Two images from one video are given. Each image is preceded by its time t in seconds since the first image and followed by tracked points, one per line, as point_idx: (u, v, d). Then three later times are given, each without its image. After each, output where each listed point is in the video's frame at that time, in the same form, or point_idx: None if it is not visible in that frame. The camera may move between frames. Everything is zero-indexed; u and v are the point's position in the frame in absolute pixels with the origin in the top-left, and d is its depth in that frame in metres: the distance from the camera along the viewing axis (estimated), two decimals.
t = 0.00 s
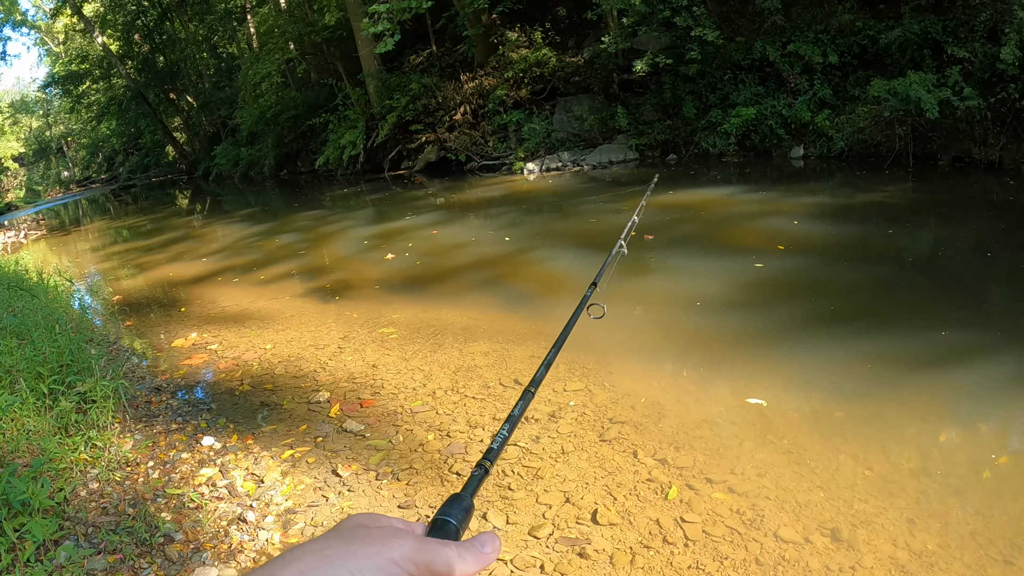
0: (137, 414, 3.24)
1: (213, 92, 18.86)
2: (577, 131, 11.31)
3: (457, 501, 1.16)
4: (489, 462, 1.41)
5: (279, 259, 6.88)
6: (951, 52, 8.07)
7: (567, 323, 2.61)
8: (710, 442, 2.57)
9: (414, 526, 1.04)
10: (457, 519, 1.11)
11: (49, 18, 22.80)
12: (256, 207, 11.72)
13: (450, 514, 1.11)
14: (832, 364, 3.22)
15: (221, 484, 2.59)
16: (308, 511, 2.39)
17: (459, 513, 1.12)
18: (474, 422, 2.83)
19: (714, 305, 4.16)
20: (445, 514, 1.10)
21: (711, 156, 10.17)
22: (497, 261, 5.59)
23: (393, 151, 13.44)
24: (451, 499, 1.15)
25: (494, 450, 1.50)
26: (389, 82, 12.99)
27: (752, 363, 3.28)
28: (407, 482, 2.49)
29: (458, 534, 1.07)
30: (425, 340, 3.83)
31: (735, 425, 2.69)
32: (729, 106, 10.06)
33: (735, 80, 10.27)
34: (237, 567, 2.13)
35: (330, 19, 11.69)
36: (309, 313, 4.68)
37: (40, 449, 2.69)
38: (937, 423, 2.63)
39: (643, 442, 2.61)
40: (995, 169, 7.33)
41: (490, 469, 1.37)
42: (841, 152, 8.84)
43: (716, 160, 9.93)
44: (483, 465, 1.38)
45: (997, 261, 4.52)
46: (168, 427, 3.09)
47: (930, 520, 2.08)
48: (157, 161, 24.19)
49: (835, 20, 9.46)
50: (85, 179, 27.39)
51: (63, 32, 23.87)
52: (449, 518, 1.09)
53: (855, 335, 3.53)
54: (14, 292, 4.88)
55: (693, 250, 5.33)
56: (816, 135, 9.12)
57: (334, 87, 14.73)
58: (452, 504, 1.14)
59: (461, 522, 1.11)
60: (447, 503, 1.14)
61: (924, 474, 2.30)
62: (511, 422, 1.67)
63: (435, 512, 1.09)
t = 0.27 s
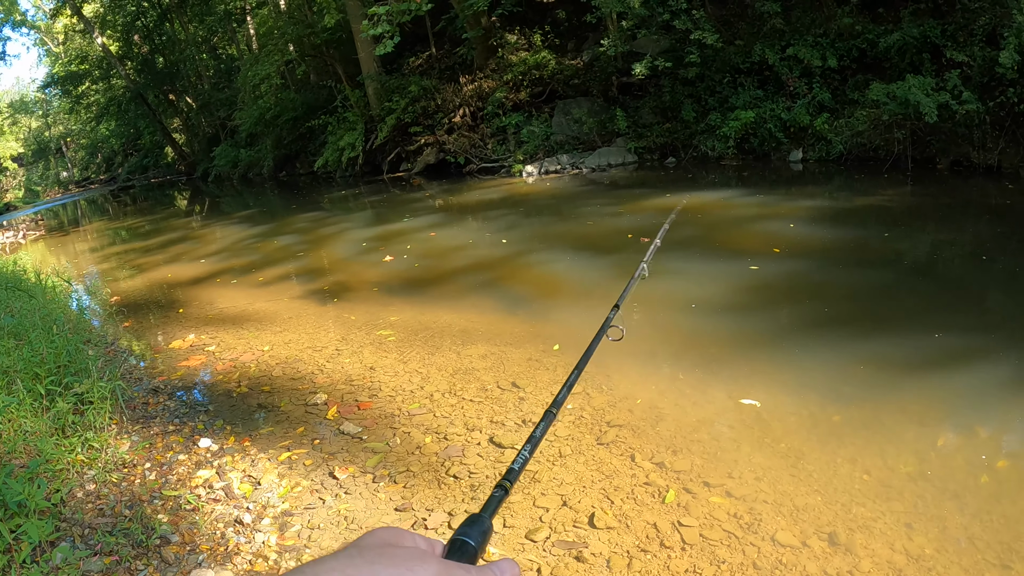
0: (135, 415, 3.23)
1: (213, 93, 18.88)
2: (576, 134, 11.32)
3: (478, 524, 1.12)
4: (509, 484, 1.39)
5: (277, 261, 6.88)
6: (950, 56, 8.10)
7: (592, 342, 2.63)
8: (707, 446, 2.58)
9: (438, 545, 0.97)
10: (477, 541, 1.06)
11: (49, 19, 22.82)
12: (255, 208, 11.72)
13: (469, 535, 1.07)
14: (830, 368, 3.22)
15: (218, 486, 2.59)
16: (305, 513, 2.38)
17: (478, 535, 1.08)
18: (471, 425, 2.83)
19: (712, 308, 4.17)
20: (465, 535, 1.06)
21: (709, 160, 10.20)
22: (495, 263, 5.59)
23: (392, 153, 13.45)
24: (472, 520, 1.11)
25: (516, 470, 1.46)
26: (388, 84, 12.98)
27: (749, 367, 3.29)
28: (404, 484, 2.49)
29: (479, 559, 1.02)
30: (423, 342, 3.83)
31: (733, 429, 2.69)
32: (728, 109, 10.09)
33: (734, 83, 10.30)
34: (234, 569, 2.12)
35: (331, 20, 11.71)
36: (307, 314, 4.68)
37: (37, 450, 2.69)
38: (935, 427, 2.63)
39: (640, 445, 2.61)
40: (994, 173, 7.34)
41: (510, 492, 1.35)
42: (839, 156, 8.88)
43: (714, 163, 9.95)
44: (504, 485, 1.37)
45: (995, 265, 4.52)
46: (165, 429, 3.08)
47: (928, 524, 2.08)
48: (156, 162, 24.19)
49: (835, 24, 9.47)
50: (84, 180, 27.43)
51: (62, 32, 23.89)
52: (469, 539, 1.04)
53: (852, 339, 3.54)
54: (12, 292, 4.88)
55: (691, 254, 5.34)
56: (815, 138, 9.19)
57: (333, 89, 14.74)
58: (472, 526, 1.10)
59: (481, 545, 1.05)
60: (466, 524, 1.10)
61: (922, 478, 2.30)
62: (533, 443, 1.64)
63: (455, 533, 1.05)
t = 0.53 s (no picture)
0: (132, 416, 3.23)
1: (212, 94, 18.89)
2: (575, 136, 11.33)
3: (488, 511, 1.09)
4: (528, 472, 1.35)
5: (275, 262, 6.87)
6: (949, 59, 8.12)
7: (626, 330, 2.58)
8: (705, 448, 2.58)
9: (440, 533, 0.98)
10: (485, 529, 1.04)
11: (49, 19, 22.83)
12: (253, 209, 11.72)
13: (478, 523, 1.04)
14: (829, 370, 3.23)
15: (215, 487, 2.59)
16: (302, 515, 2.38)
17: (488, 523, 1.05)
18: (469, 427, 2.83)
19: (711, 311, 4.17)
20: (473, 523, 1.04)
21: (708, 162, 10.22)
22: (493, 265, 5.59)
23: (391, 155, 13.45)
24: (483, 507, 1.08)
25: (537, 457, 1.43)
26: (387, 86, 12.99)
27: (748, 369, 3.29)
28: (402, 486, 2.49)
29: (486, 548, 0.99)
30: (421, 343, 3.84)
31: (731, 431, 2.69)
32: (726, 111, 10.11)
33: (733, 86, 10.33)
34: (230, 570, 2.12)
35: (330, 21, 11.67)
36: (305, 315, 4.68)
37: (34, 450, 2.69)
38: (933, 429, 2.64)
39: (638, 447, 2.61)
40: (992, 177, 7.36)
41: (530, 479, 1.30)
42: (838, 158, 8.89)
43: (713, 166, 9.96)
44: (522, 473, 1.33)
45: (993, 268, 4.53)
46: (162, 429, 3.08)
47: (927, 527, 2.08)
48: (154, 162, 24.17)
49: (833, 27, 9.49)
50: (83, 180, 27.43)
51: (62, 33, 23.90)
52: (477, 527, 1.02)
53: (850, 342, 3.54)
54: (10, 292, 4.88)
55: (690, 256, 5.35)
56: (813, 142, 9.21)
57: (332, 90, 14.75)
58: (482, 514, 1.08)
59: (490, 533, 1.03)
60: (476, 512, 1.07)
61: (920, 480, 2.31)
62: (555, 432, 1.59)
63: (462, 521, 1.03)
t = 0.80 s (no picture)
0: (128, 417, 3.23)
1: (209, 95, 18.88)
2: (573, 137, 11.33)
3: (487, 492, 1.21)
4: (525, 455, 1.43)
5: (273, 262, 6.86)
6: (947, 61, 8.14)
7: (626, 314, 2.69)
8: (702, 450, 2.58)
9: (439, 513, 1.15)
10: (484, 510, 1.16)
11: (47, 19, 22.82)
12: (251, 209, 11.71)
13: (477, 503, 1.17)
14: (826, 372, 3.23)
15: (212, 489, 2.59)
16: (299, 516, 2.38)
17: (486, 504, 1.18)
18: (466, 428, 2.83)
19: (708, 313, 4.18)
20: (473, 503, 1.16)
21: (705, 164, 10.24)
22: (491, 267, 5.59)
23: (389, 155, 13.45)
24: (481, 488, 1.20)
25: (533, 441, 1.51)
26: (385, 87, 12.99)
27: (745, 372, 3.29)
28: (399, 488, 2.49)
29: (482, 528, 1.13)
30: (418, 345, 3.84)
31: (729, 433, 2.70)
32: (724, 113, 10.13)
33: (731, 88, 10.35)
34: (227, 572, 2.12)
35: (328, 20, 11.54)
36: (303, 317, 4.68)
37: (31, 451, 2.69)
38: (930, 432, 2.65)
39: (635, 450, 2.61)
40: (989, 179, 7.37)
41: (525, 460, 1.38)
42: (835, 160, 8.90)
43: (710, 167, 9.98)
44: (519, 456, 1.40)
45: (990, 270, 4.54)
46: (159, 431, 3.08)
47: (924, 529, 2.09)
48: (152, 162, 24.12)
49: (831, 29, 9.51)
50: (80, 180, 27.39)
51: (60, 33, 23.88)
52: (475, 508, 1.15)
53: (848, 344, 3.55)
54: (7, 292, 4.87)
55: (687, 258, 5.35)
56: (811, 144, 9.22)
57: (330, 91, 14.75)
58: (481, 494, 1.20)
59: (487, 514, 1.16)
60: (476, 493, 1.19)
61: (917, 483, 2.31)
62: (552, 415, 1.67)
63: (462, 502, 1.16)
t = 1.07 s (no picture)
0: (124, 418, 3.22)
1: (207, 95, 18.86)
2: (571, 138, 11.32)
3: (476, 497, 1.21)
4: (514, 460, 1.45)
5: (270, 263, 6.86)
6: (944, 63, 8.16)
7: (614, 322, 2.69)
8: (699, 452, 2.59)
9: (427, 519, 1.14)
10: (472, 516, 1.16)
11: (45, 19, 22.78)
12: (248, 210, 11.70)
13: (465, 508, 1.17)
14: (823, 374, 3.24)
15: (207, 490, 2.58)
16: (294, 518, 2.38)
17: (475, 509, 1.17)
18: (463, 430, 2.83)
19: (706, 314, 4.18)
20: (462, 509, 1.16)
21: (703, 165, 10.25)
22: (488, 267, 5.59)
23: (386, 156, 13.44)
24: (470, 494, 1.20)
25: (522, 446, 1.52)
26: (383, 87, 12.99)
27: (743, 373, 3.30)
28: (394, 489, 2.49)
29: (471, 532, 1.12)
30: (415, 346, 3.84)
31: (726, 435, 2.70)
32: (722, 114, 10.15)
33: (728, 89, 10.36)
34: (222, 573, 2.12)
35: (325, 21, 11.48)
36: (300, 317, 4.68)
37: (26, 452, 2.68)
38: (927, 433, 2.66)
39: (632, 451, 2.62)
40: (987, 180, 7.39)
41: (513, 466, 1.40)
42: (833, 161, 8.91)
43: (708, 168, 9.99)
44: (508, 461, 1.42)
45: (987, 272, 4.56)
46: (155, 432, 3.07)
47: (921, 531, 2.10)
48: (149, 162, 24.07)
49: (829, 30, 9.53)
50: (78, 180, 27.35)
51: (57, 32, 23.84)
52: (464, 513, 1.15)
53: (845, 346, 3.56)
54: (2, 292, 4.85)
55: (685, 259, 5.36)
56: (809, 145, 9.23)
57: (328, 91, 14.75)
58: (469, 500, 1.20)
59: (476, 519, 1.16)
60: (465, 499, 1.19)
61: (915, 485, 2.32)
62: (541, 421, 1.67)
63: (451, 508, 1.16)
